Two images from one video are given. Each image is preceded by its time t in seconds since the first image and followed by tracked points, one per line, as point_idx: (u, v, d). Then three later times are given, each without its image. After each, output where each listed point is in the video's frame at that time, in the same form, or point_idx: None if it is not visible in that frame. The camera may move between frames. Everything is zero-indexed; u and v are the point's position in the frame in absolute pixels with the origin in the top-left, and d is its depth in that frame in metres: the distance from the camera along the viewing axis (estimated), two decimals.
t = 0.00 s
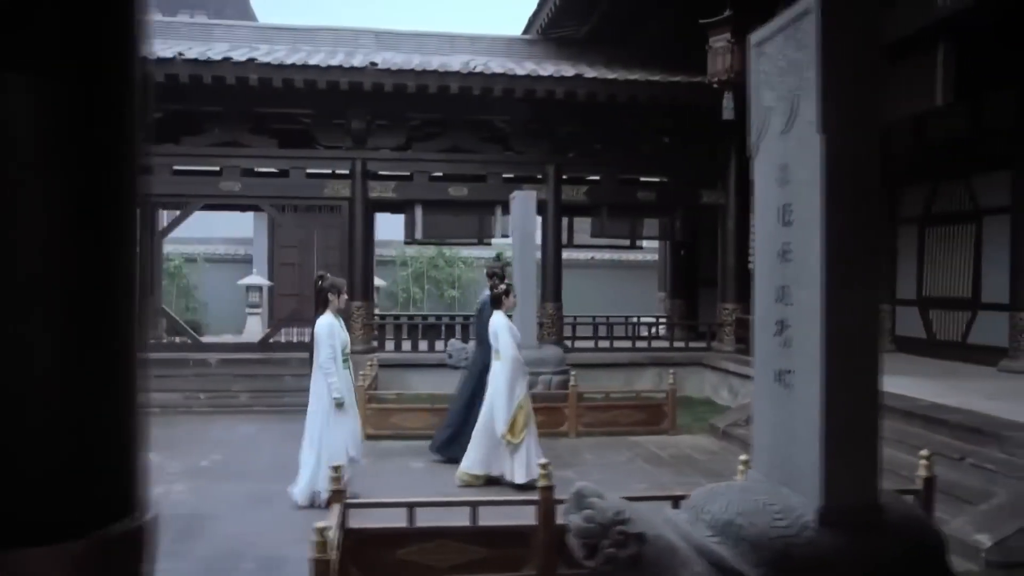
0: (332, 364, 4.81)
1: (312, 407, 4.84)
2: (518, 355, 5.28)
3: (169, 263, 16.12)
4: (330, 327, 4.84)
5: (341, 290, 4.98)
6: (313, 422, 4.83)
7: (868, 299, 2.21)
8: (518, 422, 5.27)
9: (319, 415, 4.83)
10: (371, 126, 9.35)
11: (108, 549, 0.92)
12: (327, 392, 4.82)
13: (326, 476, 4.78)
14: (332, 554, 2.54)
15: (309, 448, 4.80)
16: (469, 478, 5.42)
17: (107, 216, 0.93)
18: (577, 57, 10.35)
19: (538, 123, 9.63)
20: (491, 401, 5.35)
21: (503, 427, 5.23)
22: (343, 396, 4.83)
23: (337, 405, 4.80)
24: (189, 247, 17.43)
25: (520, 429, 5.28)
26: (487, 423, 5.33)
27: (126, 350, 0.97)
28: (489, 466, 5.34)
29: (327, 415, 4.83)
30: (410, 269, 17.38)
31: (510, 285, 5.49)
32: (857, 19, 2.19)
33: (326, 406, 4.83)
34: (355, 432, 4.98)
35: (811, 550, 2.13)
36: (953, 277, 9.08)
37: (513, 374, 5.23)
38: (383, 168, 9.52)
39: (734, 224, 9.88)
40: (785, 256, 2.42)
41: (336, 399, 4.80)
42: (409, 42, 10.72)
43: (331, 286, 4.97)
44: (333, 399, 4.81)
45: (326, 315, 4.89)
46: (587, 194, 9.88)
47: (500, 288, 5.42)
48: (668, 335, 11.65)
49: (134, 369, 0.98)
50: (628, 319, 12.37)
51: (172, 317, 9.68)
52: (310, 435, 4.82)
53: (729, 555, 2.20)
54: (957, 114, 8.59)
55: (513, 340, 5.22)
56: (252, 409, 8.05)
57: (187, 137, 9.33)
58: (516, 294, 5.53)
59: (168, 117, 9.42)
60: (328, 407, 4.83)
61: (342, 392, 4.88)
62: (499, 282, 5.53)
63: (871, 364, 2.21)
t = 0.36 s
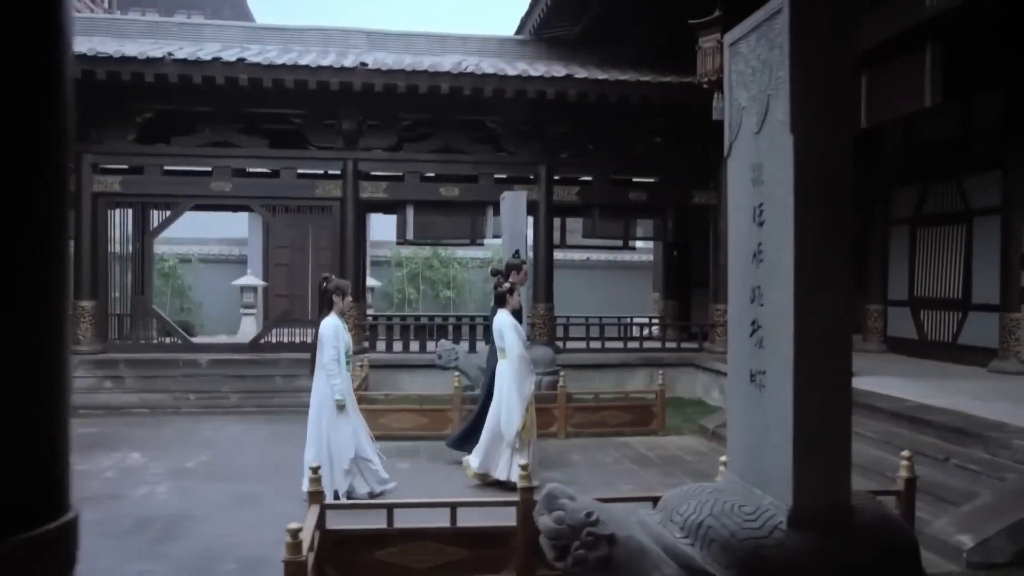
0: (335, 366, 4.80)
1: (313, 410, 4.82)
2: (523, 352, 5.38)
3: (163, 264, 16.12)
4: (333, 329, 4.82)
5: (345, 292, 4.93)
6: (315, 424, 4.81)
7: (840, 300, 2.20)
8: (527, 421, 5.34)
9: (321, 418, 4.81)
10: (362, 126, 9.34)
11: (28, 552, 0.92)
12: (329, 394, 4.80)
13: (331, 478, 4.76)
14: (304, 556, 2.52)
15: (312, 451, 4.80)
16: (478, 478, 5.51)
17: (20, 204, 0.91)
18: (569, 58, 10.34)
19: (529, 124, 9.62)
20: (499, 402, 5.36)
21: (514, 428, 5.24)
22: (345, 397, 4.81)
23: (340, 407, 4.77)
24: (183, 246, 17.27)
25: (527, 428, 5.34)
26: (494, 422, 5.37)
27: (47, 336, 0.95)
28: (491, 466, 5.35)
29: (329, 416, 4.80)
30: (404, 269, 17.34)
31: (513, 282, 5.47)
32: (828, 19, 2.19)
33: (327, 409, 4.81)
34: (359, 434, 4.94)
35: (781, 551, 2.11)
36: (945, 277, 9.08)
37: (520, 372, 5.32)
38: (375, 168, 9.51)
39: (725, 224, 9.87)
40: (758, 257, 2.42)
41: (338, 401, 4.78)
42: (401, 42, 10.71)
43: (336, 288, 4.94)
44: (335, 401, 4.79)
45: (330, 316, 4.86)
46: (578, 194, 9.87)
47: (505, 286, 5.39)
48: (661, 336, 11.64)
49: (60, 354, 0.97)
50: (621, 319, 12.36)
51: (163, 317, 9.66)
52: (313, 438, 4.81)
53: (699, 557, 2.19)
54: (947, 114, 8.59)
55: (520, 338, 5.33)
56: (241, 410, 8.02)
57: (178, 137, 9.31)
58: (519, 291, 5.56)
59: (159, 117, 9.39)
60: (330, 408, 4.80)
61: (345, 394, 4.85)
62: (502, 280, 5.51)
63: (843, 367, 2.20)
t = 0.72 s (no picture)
0: (341, 369, 4.77)
1: (321, 408, 4.85)
2: (522, 353, 5.36)
3: (156, 263, 16.08)
4: (341, 331, 4.84)
5: (352, 294, 4.97)
6: (323, 422, 4.85)
7: (813, 300, 2.19)
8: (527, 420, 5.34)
9: (329, 416, 4.83)
10: (353, 126, 9.32)
11: None
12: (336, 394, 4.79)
13: (333, 478, 4.76)
14: (277, 556, 2.51)
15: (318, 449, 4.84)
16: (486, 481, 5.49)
17: None
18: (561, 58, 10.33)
19: (520, 124, 9.61)
20: (497, 402, 5.33)
21: (513, 429, 5.22)
22: (351, 399, 4.77)
23: (344, 408, 4.74)
24: (177, 247, 17.30)
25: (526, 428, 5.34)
26: (494, 422, 5.34)
27: None
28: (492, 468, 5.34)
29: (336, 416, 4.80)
30: (399, 270, 17.33)
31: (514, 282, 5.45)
32: (800, 19, 2.18)
33: (334, 408, 4.81)
34: (367, 436, 4.89)
35: (754, 552, 2.11)
36: (936, 278, 9.09)
37: (520, 372, 5.30)
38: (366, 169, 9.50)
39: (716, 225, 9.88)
40: (732, 257, 2.41)
41: (343, 402, 4.76)
42: (393, 43, 10.70)
43: (343, 290, 4.97)
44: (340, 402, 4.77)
45: (338, 318, 4.89)
46: (570, 195, 9.86)
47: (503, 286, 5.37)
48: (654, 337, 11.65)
49: None
50: (614, 320, 12.35)
51: (154, 318, 9.64)
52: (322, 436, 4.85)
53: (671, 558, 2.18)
54: (937, 115, 8.60)
55: (520, 337, 5.31)
56: (232, 411, 8.01)
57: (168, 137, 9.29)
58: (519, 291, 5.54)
59: (149, 118, 9.37)
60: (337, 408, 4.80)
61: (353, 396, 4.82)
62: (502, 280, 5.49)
63: (816, 367, 2.20)
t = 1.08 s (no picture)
0: (354, 368, 4.76)
1: (332, 406, 4.83)
2: (519, 355, 5.31)
3: (148, 264, 15.99)
4: (352, 331, 4.79)
5: (360, 292, 4.87)
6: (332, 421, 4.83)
7: (780, 301, 2.18)
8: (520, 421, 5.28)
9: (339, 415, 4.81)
10: (341, 127, 9.30)
11: None
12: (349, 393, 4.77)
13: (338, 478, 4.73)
14: (245, 558, 2.49)
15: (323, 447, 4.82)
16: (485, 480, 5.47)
17: None
18: (550, 59, 10.32)
19: (509, 125, 9.60)
20: (491, 403, 5.31)
21: (506, 428, 5.19)
22: (365, 399, 4.75)
23: (357, 408, 4.72)
24: (170, 248, 17.21)
25: (520, 429, 5.28)
26: (490, 424, 5.30)
27: None
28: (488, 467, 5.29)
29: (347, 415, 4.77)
30: (392, 271, 17.32)
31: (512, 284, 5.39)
32: (767, 19, 2.17)
33: (345, 408, 4.78)
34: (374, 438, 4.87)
35: (720, 555, 2.10)
36: (924, 278, 9.09)
37: (515, 374, 5.25)
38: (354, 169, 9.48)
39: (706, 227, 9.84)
40: (701, 257, 2.41)
41: (357, 401, 4.74)
42: (383, 43, 10.69)
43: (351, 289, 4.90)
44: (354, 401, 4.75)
45: (348, 318, 4.84)
46: (559, 196, 9.85)
47: (502, 288, 5.32)
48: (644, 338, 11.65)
49: None
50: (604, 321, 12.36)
51: (142, 319, 9.61)
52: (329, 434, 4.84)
53: (637, 560, 2.17)
54: (925, 116, 8.61)
55: (516, 339, 5.27)
56: (219, 412, 7.98)
57: (156, 137, 9.27)
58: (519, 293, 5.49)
59: (137, 118, 9.34)
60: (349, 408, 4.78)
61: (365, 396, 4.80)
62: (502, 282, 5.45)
63: (782, 369, 2.19)
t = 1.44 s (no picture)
0: (359, 367, 4.79)
1: (335, 407, 4.81)
2: (521, 356, 5.26)
3: (140, 264, 15.88)
4: (354, 330, 4.80)
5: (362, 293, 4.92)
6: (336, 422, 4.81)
7: (748, 301, 2.18)
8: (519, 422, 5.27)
9: (344, 416, 4.80)
10: (330, 127, 9.28)
11: None
12: (354, 393, 4.79)
13: (346, 480, 4.73)
14: (215, 559, 2.47)
15: (329, 451, 4.77)
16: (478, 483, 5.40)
17: None
18: (540, 59, 10.32)
19: (499, 125, 9.59)
20: (490, 403, 5.28)
21: (503, 428, 5.17)
22: (371, 396, 4.80)
23: (365, 406, 4.77)
24: (163, 248, 17.13)
25: (519, 430, 5.26)
26: (487, 425, 5.25)
27: None
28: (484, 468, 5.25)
29: (354, 415, 4.79)
30: (385, 271, 17.31)
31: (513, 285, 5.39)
32: (736, 19, 2.17)
33: (351, 408, 4.79)
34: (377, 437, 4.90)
35: (689, 556, 2.10)
36: (913, 278, 9.11)
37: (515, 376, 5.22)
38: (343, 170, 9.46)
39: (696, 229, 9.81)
40: (674, 257, 2.40)
41: (364, 400, 4.78)
42: (373, 43, 10.67)
43: (354, 289, 4.93)
44: (361, 400, 4.78)
45: (350, 318, 4.84)
46: (549, 196, 9.85)
47: (505, 288, 5.33)
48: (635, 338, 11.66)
49: None
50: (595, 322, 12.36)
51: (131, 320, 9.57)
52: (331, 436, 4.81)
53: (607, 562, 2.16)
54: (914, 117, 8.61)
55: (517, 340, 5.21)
56: (207, 413, 7.95)
57: (145, 137, 9.24)
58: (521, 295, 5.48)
59: (126, 118, 9.31)
60: (354, 407, 4.80)
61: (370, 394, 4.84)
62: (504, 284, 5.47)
63: (753, 371, 2.18)
